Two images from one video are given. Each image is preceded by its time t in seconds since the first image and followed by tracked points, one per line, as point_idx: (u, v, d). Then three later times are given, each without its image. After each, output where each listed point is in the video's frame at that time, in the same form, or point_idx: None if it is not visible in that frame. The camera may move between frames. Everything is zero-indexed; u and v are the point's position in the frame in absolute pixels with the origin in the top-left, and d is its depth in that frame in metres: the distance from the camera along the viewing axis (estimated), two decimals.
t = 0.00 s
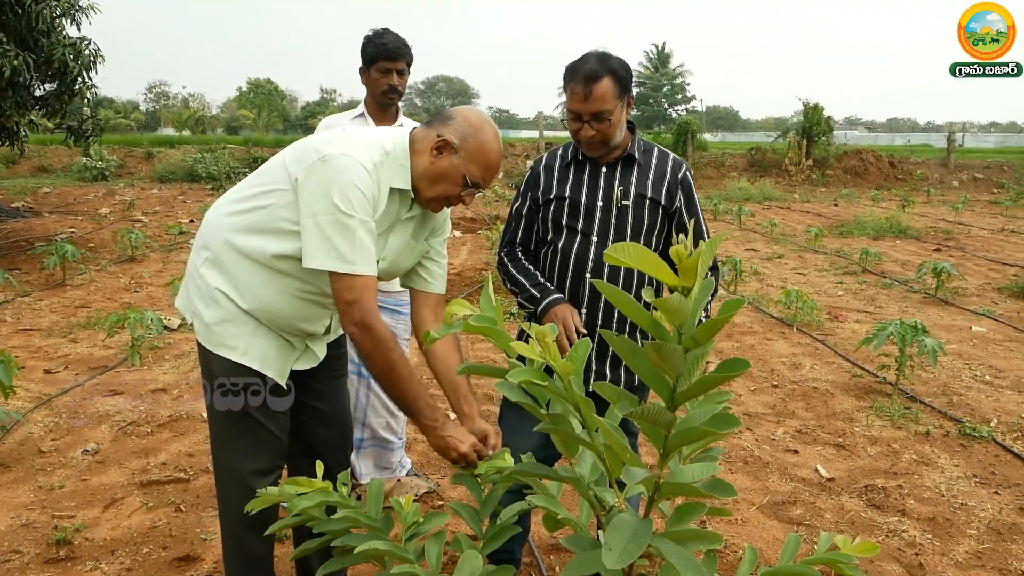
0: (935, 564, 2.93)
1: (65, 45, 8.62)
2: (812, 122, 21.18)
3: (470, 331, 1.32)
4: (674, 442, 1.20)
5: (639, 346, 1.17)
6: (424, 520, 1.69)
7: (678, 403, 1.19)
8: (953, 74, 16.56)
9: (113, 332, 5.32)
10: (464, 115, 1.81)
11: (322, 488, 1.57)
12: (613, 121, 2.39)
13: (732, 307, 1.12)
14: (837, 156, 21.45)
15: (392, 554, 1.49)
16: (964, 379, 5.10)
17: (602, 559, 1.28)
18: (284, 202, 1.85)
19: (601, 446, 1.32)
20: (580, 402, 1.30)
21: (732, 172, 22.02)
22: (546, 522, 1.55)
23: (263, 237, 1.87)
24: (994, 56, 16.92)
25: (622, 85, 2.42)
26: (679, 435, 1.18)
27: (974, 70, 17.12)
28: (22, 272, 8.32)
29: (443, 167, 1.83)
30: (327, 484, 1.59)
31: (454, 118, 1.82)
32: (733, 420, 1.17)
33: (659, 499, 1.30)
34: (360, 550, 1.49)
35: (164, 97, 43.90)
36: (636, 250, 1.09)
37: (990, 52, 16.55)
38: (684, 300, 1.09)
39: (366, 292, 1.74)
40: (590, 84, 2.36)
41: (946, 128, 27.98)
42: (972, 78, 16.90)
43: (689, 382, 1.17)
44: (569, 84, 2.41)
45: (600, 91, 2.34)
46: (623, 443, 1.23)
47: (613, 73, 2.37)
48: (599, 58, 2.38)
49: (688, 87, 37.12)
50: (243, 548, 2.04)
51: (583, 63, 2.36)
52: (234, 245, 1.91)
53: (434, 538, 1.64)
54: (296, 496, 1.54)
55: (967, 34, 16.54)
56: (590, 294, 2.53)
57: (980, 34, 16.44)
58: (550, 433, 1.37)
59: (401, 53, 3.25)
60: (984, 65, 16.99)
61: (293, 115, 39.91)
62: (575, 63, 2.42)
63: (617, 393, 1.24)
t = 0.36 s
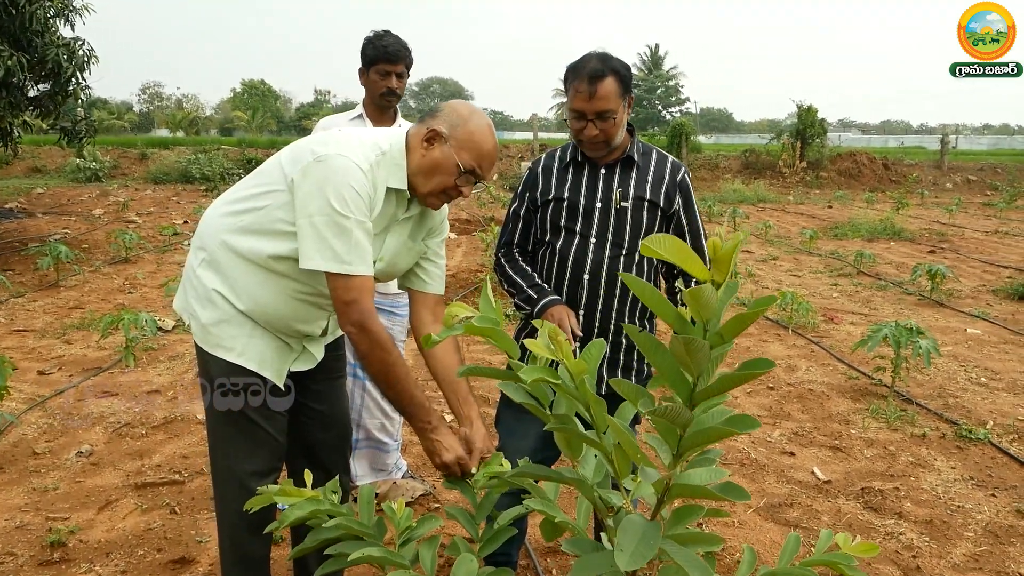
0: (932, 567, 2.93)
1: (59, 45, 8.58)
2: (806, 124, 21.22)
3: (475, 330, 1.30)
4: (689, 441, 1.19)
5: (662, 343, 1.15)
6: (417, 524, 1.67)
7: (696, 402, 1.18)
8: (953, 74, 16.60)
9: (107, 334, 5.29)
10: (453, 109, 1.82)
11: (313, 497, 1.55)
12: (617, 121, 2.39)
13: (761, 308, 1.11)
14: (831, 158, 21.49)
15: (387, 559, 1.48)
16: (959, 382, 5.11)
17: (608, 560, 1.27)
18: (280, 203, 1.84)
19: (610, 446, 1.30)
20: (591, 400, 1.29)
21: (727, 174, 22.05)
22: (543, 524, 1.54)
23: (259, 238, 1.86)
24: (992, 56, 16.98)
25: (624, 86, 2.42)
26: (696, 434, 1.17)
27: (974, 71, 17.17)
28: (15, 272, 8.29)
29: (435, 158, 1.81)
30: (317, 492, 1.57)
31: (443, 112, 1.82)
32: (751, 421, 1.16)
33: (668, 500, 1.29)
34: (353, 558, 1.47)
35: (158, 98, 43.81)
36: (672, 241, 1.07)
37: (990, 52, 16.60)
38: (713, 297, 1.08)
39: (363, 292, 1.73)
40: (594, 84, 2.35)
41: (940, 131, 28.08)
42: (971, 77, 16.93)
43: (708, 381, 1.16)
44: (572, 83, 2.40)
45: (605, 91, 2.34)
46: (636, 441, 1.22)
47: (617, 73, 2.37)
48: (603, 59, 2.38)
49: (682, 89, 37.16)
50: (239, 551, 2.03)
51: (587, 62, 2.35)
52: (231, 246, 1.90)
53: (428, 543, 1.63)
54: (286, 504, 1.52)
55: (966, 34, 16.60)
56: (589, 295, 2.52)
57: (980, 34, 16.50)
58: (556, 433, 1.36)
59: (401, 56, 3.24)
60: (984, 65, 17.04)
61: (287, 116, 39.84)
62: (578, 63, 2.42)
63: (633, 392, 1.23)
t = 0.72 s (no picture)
0: (927, 566, 2.94)
1: (54, 42, 8.54)
2: (803, 124, 21.23)
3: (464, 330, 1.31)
4: (672, 444, 1.19)
5: (638, 350, 1.17)
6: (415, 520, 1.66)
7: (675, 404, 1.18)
8: (952, 74, 16.61)
9: (102, 331, 5.28)
10: (450, 102, 1.81)
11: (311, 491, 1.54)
12: (621, 116, 2.39)
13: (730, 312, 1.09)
14: (828, 158, 21.52)
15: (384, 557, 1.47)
16: (955, 381, 5.12)
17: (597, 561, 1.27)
18: (275, 198, 1.83)
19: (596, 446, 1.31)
20: (575, 404, 1.28)
21: (723, 174, 22.07)
22: (538, 522, 1.53)
23: (256, 234, 1.86)
24: (990, 57, 17.01)
25: (627, 82, 2.42)
26: (676, 437, 1.17)
27: (974, 71, 17.18)
28: (10, 270, 8.26)
29: (427, 151, 1.82)
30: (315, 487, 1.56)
31: (441, 104, 1.82)
32: (731, 421, 1.15)
33: (656, 500, 1.29)
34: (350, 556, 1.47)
35: (154, 95, 43.72)
36: (635, 253, 1.09)
37: (989, 52, 16.62)
38: (682, 302, 1.08)
39: (354, 289, 1.73)
40: (599, 79, 2.35)
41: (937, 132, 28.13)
42: (970, 78, 16.93)
43: (686, 385, 1.16)
44: (576, 78, 2.39)
45: (610, 86, 2.33)
46: (618, 443, 1.22)
47: (621, 69, 2.37)
48: (607, 56, 2.37)
49: (679, 89, 37.15)
50: (238, 551, 2.02)
51: (591, 57, 2.35)
52: (228, 243, 1.89)
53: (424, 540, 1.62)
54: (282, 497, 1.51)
55: (966, 34, 16.61)
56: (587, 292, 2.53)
57: (980, 34, 16.51)
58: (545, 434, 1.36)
59: (398, 54, 3.24)
60: (983, 65, 17.05)
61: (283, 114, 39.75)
62: (580, 58, 2.41)
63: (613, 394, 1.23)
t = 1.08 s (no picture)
0: (929, 566, 2.93)
1: (51, 49, 8.52)
2: (800, 125, 21.25)
3: (460, 336, 1.29)
4: (673, 437, 1.18)
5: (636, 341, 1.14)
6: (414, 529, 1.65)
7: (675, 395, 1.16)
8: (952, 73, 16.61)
9: (99, 338, 5.26)
10: (452, 117, 1.80)
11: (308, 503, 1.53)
12: (619, 117, 2.38)
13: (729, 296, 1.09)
14: (824, 159, 21.55)
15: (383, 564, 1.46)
16: (954, 381, 5.12)
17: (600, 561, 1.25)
18: (272, 206, 1.83)
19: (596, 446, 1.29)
20: (575, 402, 1.27)
21: (720, 175, 22.09)
22: (537, 526, 1.52)
23: (252, 241, 1.85)
24: (989, 56, 17.03)
25: (625, 85, 2.42)
26: (678, 429, 1.15)
27: (973, 69, 17.20)
28: (8, 277, 8.25)
29: (428, 168, 1.81)
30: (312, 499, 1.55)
31: (443, 118, 1.81)
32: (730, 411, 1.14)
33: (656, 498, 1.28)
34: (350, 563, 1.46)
35: (150, 101, 43.72)
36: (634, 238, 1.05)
37: (989, 51, 16.64)
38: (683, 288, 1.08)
39: (347, 295, 1.73)
40: (598, 80, 2.35)
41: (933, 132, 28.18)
42: (970, 77, 16.94)
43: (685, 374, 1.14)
44: (574, 79, 2.39)
45: (609, 86, 2.33)
46: (619, 438, 1.20)
47: (620, 71, 2.37)
48: (606, 59, 2.38)
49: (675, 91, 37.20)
50: (237, 556, 2.01)
51: (589, 58, 2.35)
52: (224, 250, 1.88)
53: (423, 548, 1.61)
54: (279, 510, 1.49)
55: (965, 33, 16.61)
56: (585, 293, 2.52)
57: (979, 34, 16.53)
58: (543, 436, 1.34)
59: (386, 56, 3.25)
60: (982, 64, 17.06)
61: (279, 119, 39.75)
62: (578, 61, 2.41)
63: (613, 389, 1.21)
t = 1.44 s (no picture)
0: (930, 569, 2.93)
1: (52, 53, 8.53)
2: (800, 128, 21.24)
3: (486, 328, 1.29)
4: (699, 445, 1.19)
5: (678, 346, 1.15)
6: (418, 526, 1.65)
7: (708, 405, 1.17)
8: (952, 75, 16.60)
9: (101, 341, 5.27)
10: (452, 121, 1.81)
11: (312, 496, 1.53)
12: (620, 119, 2.39)
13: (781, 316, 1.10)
14: (825, 162, 21.55)
15: (387, 560, 1.46)
16: (955, 385, 5.11)
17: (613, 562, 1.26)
18: (270, 209, 1.83)
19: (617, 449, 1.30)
20: (600, 402, 1.26)
21: (721, 178, 22.10)
22: (541, 528, 1.52)
23: (251, 244, 1.86)
24: (989, 58, 17.03)
25: (626, 88, 2.44)
26: (707, 438, 1.16)
27: (973, 71, 17.19)
28: (9, 280, 8.26)
29: (428, 171, 1.82)
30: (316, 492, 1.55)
31: (443, 121, 1.82)
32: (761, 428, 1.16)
33: (672, 504, 1.29)
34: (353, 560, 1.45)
35: (151, 105, 43.78)
36: (695, 242, 1.09)
37: (989, 52, 16.65)
38: (736, 300, 1.08)
39: (345, 298, 1.74)
40: (599, 82, 2.36)
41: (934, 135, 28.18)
42: (970, 77, 16.94)
43: (721, 386, 1.16)
44: (576, 81, 2.40)
45: (611, 88, 2.35)
46: (643, 442, 1.21)
47: (621, 73, 2.38)
48: (607, 62, 2.39)
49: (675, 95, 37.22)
50: (238, 559, 2.02)
51: (591, 61, 2.37)
52: (223, 253, 1.89)
53: (426, 546, 1.61)
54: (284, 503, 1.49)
55: (966, 34, 16.60)
56: (584, 296, 2.53)
57: (980, 35, 16.54)
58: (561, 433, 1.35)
59: (377, 56, 3.26)
60: (983, 66, 17.06)
61: (280, 123, 39.78)
62: (580, 64, 2.42)
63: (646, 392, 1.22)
